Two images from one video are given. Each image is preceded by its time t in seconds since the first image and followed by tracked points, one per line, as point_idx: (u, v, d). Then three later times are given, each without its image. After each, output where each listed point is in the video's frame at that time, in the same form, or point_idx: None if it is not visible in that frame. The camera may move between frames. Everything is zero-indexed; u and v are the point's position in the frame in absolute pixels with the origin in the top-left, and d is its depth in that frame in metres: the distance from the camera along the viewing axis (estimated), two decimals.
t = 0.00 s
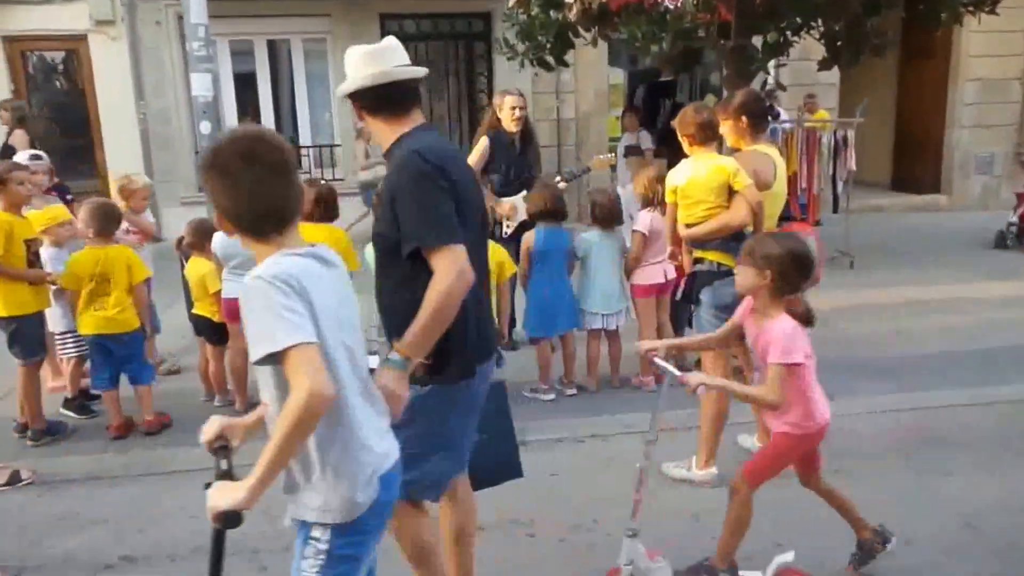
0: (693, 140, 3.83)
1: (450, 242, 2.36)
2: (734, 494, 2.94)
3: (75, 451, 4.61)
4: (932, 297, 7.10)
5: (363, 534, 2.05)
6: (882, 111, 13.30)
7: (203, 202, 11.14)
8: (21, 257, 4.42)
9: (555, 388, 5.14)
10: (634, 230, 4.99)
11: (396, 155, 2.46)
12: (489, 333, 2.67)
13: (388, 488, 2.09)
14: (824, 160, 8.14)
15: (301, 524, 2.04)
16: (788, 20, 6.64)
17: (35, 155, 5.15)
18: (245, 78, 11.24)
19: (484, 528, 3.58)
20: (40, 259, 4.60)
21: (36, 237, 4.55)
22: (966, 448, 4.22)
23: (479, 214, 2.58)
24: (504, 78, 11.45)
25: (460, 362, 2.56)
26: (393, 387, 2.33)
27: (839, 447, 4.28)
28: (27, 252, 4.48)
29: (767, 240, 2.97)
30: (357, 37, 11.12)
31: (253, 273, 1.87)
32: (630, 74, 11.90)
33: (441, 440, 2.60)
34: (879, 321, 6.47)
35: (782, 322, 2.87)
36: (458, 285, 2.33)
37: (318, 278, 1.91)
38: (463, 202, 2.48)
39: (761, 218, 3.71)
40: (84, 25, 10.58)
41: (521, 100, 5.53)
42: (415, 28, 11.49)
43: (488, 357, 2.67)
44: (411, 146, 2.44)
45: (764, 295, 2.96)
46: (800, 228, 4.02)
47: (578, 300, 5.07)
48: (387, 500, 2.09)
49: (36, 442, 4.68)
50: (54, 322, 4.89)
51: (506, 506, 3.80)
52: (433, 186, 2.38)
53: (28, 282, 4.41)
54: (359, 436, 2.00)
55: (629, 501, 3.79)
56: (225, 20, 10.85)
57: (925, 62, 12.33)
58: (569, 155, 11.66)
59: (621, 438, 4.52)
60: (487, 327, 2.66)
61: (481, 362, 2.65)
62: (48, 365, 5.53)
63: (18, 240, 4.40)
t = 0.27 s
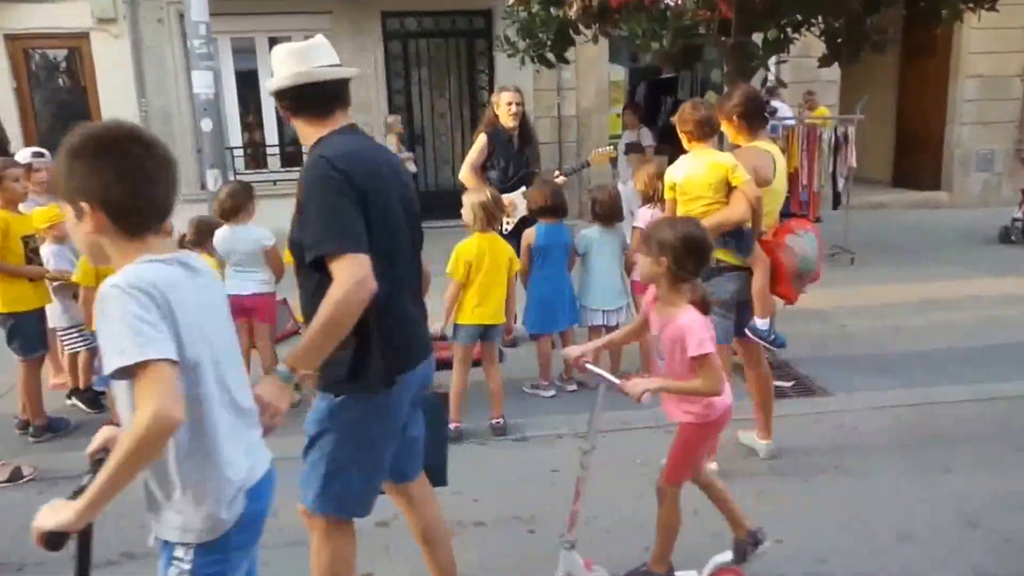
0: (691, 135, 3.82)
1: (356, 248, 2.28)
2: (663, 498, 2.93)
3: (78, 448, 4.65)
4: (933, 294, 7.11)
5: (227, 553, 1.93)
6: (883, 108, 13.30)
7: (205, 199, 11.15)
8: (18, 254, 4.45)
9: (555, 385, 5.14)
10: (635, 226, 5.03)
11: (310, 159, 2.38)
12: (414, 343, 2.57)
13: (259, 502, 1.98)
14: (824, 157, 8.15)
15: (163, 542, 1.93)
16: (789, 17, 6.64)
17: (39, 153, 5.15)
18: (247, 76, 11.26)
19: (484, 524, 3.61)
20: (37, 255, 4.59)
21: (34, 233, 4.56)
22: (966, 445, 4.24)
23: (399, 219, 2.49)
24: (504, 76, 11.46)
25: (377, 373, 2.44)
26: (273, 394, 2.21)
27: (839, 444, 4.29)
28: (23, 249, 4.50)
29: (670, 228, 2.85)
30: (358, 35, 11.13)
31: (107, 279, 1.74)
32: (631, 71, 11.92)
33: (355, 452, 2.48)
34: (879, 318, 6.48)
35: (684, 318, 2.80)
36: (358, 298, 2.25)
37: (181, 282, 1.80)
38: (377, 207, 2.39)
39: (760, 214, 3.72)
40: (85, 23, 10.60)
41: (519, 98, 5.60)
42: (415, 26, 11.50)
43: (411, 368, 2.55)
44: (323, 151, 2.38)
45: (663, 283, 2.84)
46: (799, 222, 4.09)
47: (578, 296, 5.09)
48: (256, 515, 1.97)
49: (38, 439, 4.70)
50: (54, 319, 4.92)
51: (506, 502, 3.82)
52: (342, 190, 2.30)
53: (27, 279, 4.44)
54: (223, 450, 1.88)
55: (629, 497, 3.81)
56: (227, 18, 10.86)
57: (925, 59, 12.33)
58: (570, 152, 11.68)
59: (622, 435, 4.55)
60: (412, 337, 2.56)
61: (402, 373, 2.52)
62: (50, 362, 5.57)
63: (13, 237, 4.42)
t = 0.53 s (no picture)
0: (691, 135, 3.81)
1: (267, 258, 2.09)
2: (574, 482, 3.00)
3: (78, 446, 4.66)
4: (935, 294, 7.09)
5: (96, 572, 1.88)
6: (885, 108, 13.28)
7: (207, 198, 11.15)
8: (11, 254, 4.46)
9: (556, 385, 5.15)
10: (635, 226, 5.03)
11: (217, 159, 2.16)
12: (337, 354, 2.39)
13: (126, 520, 1.90)
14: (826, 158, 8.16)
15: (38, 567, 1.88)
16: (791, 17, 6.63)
17: (38, 153, 5.17)
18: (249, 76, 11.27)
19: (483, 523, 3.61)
20: (31, 253, 4.58)
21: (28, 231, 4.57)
22: (968, 445, 4.22)
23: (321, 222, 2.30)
24: (506, 75, 11.46)
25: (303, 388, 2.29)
26: (152, 407, 2.07)
27: (839, 444, 4.29)
28: (17, 247, 4.50)
29: (588, 223, 2.87)
30: (359, 35, 11.12)
31: None
32: (633, 71, 11.92)
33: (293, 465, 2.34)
34: (881, 318, 6.47)
35: (618, 315, 2.86)
36: (257, 308, 2.04)
37: (9, 307, 1.65)
38: (295, 210, 2.20)
39: (759, 214, 3.70)
40: (87, 22, 10.62)
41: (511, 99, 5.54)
42: (417, 25, 11.49)
43: (338, 378, 2.40)
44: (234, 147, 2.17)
45: (589, 280, 2.89)
46: (799, 223, 4.10)
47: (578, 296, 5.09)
48: (129, 530, 1.91)
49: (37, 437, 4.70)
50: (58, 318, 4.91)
51: (505, 502, 3.82)
52: (254, 194, 2.10)
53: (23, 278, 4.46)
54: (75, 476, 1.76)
55: (628, 497, 3.80)
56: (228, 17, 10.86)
57: (927, 59, 12.32)
58: (572, 152, 11.67)
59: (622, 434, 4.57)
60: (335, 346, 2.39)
61: (333, 381, 2.38)
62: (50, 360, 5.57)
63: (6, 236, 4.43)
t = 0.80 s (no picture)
0: (693, 139, 3.79)
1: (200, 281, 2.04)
2: (485, 492, 2.99)
3: (75, 448, 4.64)
4: (936, 300, 7.07)
5: None
6: (887, 113, 13.26)
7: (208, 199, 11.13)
8: (6, 253, 4.42)
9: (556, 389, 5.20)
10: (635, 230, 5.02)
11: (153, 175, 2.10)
12: (280, 369, 2.36)
13: None
14: (829, 162, 8.14)
15: None
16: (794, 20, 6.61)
17: (37, 151, 5.10)
18: (251, 77, 11.25)
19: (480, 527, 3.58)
20: (25, 251, 4.54)
21: (25, 231, 4.55)
22: (969, 452, 4.19)
23: (263, 237, 2.25)
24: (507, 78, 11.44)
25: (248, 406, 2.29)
26: (20, 434, 2.16)
27: (839, 450, 4.26)
28: (12, 246, 4.46)
29: (527, 223, 2.83)
30: (361, 36, 11.11)
31: None
32: (635, 74, 11.89)
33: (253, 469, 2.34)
34: (883, 324, 6.45)
35: (556, 322, 2.85)
36: (155, 333, 1.97)
37: None
38: (232, 228, 2.15)
39: (761, 218, 3.67)
40: (89, 22, 10.59)
41: (504, 100, 5.63)
42: (419, 27, 11.47)
43: (284, 390, 2.40)
44: (167, 164, 2.10)
45: (525, 282, 2.86)
46: (801, 227, 4.07)
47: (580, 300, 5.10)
48: None
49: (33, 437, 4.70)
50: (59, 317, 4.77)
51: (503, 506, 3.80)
52: (189, 214, 2.04)
53: (18, 278, 4.43)
54: None
55: (626, 502, 3.78)
56: (230, 17, 10.85)
57: (930, 64, 12.31)
58: (574, 155, 11.66)
59: (620, 439, 4.58)
60: (279, 362, 2.36)
61: (282, 392, 2.40)
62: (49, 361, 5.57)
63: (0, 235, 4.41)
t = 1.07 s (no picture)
0: (699, 144, 3.76)
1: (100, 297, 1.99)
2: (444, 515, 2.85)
3: (71, 450, 4.61)
4: (940, 307, 7.01)
5: None
6: (891, 119, 13.21)
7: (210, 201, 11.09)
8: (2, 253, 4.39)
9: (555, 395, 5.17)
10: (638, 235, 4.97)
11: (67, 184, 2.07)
12: (212, 379, 2.31)
13: None
14: (832, 168, 8.10)
15: None
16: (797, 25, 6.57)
17: (38, 151, 5.06)
18: (253, 79, 11.22)
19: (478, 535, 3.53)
20: (24, 251, 4.51)
21: (24, 231, 4.52)
22: (975, 463, 4.14)
23: (186, 242, 2.21)
24: (510, 82, 11.41)
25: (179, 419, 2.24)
26: None
27: (843, 459, 4.21)
28: (8, 246, 4.43)
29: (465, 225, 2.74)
30: (363, 39, 11.08)
31: None
32: (637, 79, 11.85)
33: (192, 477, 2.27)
34: (887, 331, 6.39)
35: (477, 324, 2.68)
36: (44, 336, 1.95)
37: None
38: (149, 236, 2.11)
39: (766, 225, 3.62)
40: (92, 22, 10.56)
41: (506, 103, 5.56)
42: (422, 30, 11.43)
43: (218, 401, 2.34)
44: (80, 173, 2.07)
45: (459, 288, 2.75)
46: (807, 234, 4.01)
47: (581, 305, 5.05)
48: None
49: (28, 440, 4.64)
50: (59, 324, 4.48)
51: (502, 515, 3.75)
52: (95, 223, 1.99)
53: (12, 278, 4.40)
54: None
55: (626, 511, 3.73)
56: (233, 19, 10.83)
57: (934, 70, 12.27)
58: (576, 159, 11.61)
59: (622, 448, 4.56)
60: (212, 369, 2.31)
61: (216, 403, 2.34)
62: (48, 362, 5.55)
63: None
